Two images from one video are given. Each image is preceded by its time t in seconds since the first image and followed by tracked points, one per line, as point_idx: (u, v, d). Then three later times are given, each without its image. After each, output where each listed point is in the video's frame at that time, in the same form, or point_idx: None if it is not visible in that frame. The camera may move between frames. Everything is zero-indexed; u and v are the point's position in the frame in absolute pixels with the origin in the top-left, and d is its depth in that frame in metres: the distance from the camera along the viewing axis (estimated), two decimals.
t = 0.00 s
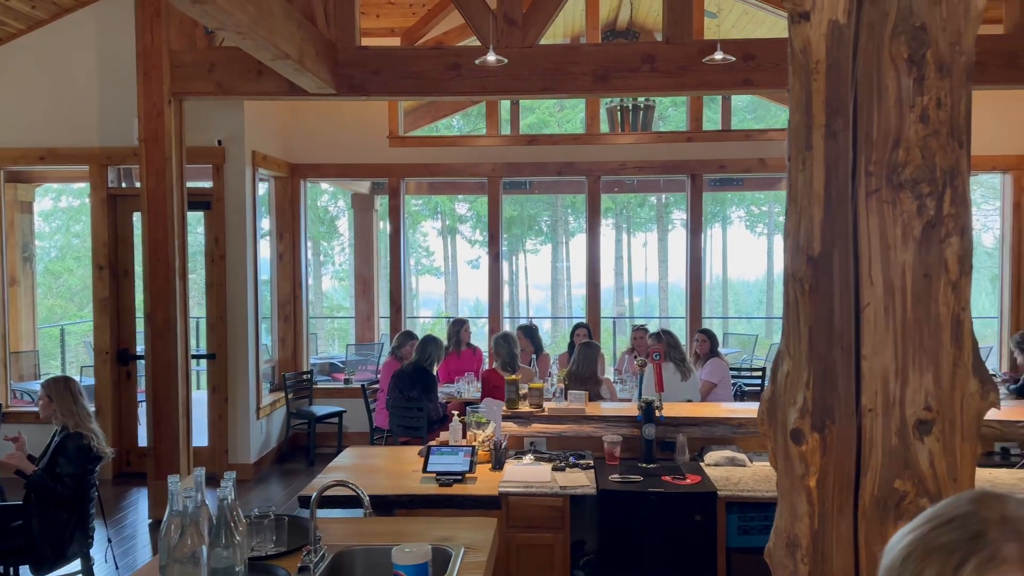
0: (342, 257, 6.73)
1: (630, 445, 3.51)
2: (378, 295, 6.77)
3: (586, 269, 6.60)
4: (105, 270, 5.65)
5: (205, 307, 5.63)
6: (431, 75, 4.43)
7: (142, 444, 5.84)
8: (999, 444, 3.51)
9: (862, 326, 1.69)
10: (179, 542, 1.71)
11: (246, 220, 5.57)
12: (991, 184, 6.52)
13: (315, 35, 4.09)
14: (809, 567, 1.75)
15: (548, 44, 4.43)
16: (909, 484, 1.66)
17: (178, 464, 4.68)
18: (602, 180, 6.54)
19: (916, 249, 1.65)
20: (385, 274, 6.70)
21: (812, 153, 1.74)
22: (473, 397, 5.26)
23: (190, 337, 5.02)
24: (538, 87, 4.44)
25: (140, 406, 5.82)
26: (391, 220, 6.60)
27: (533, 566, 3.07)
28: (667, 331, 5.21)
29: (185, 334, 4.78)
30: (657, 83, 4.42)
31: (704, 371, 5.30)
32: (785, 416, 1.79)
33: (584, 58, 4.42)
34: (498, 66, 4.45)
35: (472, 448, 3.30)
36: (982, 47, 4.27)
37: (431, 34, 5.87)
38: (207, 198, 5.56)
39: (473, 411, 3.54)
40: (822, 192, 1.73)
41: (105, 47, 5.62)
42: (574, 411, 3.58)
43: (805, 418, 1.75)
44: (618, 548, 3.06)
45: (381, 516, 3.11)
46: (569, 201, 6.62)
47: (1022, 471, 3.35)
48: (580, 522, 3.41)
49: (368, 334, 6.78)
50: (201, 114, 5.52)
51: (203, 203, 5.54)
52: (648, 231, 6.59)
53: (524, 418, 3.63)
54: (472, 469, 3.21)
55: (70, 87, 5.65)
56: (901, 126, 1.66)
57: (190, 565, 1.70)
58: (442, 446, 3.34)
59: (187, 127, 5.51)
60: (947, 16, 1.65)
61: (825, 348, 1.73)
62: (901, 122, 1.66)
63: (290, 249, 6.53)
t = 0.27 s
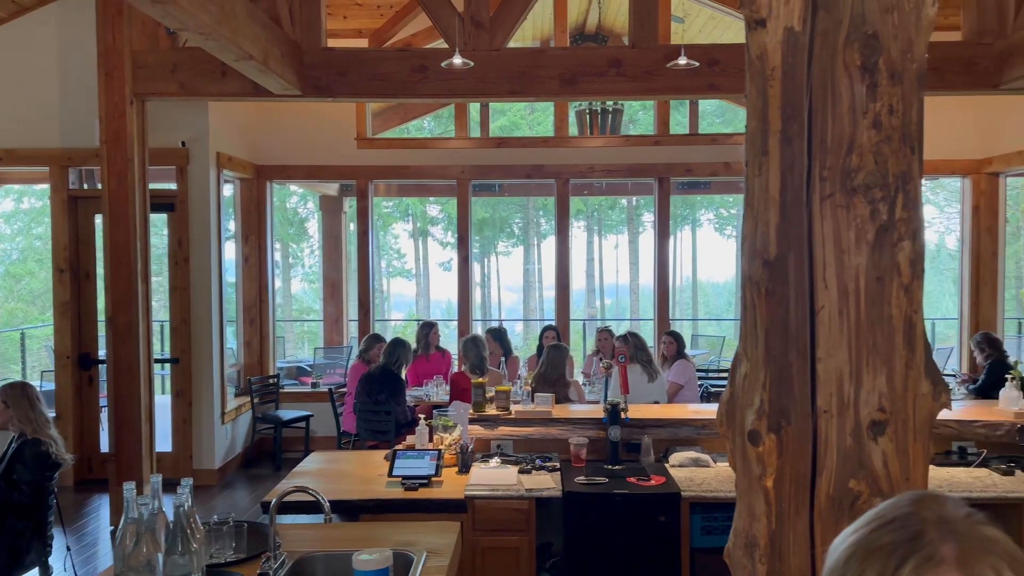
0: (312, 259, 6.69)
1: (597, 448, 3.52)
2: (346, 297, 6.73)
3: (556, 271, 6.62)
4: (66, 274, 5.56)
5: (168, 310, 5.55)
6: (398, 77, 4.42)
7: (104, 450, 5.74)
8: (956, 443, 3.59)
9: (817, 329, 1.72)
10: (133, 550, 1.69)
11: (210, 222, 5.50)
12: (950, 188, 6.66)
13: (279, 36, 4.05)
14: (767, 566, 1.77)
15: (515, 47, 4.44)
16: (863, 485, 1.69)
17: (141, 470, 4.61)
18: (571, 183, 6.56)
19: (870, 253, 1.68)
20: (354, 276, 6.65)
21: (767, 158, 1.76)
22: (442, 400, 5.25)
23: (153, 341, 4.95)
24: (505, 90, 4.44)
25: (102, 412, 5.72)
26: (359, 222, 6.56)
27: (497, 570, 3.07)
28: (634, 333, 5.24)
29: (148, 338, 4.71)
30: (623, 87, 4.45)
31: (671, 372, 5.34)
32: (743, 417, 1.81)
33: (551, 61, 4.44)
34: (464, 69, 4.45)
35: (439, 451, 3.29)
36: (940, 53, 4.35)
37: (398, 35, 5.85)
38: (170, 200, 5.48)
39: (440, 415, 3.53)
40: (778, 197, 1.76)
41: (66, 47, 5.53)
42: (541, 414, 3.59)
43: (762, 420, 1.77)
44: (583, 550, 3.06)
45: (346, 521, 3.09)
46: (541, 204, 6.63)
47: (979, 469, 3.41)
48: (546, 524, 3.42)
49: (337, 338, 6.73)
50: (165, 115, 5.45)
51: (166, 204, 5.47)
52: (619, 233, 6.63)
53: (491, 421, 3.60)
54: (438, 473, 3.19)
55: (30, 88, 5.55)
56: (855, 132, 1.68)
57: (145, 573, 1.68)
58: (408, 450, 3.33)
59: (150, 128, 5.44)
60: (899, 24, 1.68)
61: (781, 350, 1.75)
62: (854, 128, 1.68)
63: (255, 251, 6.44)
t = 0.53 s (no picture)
0: (276, 261, 6.63)
1: (560, 449, 3.53)
2: (311, 299, 6.67)
3: (522, 273, 6.63)
4: (20, 276, 5.43)
5: (127, 313, 5.46)
6: (361, 78, 4.39)
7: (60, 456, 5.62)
8: (910, 442, 3.66)
9: (769, 330, 1.75)
10: (82, 557, 1.67)
11: (169, 223, 5.42)
12: (907, 192, 6.80)
13: (239, 36, 4.01)
14: (722, 564, 1.80)
15: (478, 49, 4.44)
16: (814, 483, 1.72)
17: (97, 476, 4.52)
18: (536, 185, 6.58)
19: (820, 255, 1.71)
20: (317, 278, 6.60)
21: (721, 162, 1.78)
22: (406, 403, 5.23)
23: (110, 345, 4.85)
24: (469, 92, 4.44)
25: (58, 417, 5.60)
26: (323, 223, 6.50)
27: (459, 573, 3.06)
28: (599, 334, 5.27)
29: (105, 341, 4.62)
30: (586, 90, 4.47)
31: (635, 373, 5.38)
32: (698, 418, 1.83)
33: (515, 63, 4.44)
34: (427, 71, 4.44)
35: (401, 455, 3.28)
36: (896, 59, 4.44)
37: (361, 36, 5.81)
38: (128, 201, 5.39)
39: (403, 418, 3.55)
40: (731, 200, 1.78)
41: (20, 44, 5.41)
42: (504, 416, 3.59)
43: (717, 420, 1.79)
44: (546, 552, 3.06)
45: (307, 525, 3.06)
46: (509, 206, 6.63)
47: (933, 466, 3.49)
48: (509, 526, 3.42)
49: (301, 340, 6.67)
50: (123, 114, 5.36)
51: (124, 205, 5.38)
52: (587, 235, 6.66)
53: (455, 424, 3.57)
54: (400, 476, 3.19)
55: None
56: (805, 136, 1.72)
57: None
58: (369, 453, 3.32)
59: (107, 128, 5.34)
60: (848, 30, 1.72)
61: (734, 351, 1.77)
62: (804, 132, 1.72)
63: (216, 253, 6.36)
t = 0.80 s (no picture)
0: (235, 263, 6.55)
1: (518, 450, 3.54)
2: (269, 301, 6.60)
3: (483, 274, 6.62)
4: None
5: (79, 316, 5.34)
6: (319, 78, 4.36)
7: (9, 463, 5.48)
8: (862, 440, 3.72)
9: (718, 330, 1.77)
10: (24, 564, 1.66)
11: (122, 225, 5.32)
12: (861, 195, 6.94)
13: (193, 35, 3.95)
14: (673, 562, 1.82)
15: (437, 50, 4.43)
16: (761, 481, 1.74)
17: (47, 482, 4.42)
18: (498, 187, 6.58)
19: (767, 256, 1.74)
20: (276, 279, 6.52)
21: (671, 165, 1.80)
22: (366, 406, 5.19)
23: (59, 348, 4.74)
24: (429, 93, 4.44)
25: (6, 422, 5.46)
26: (281, 224, 6.43)
27: None
28: (559, 335, 5.30)
29: (55, 344, 4.52)
30: (545, 93, 4.49)
31: (595, 374, 5.41)
32: (649, 417, 1.85)
33: (474, 65, 4.44)
34: (386, 72, 4.42)
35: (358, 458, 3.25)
36: (848, 65, 4.53)
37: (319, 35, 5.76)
38: (79, 202, 5.28)
39: (361, 423, 3.59)
40: (680, 203, 1.81)
41: None
42: (463, 418, 3.58)
43: (667, 419, 1.81)
44: (503, 552, 3.07)
45: (262, 530, 3.03)
46: (472, 207, 6.63)
47: (882, 464, 3.56)
48: (467, 528, 3.42)
49: (260, 343, 6.59)
50: (74, 113, 5.26)
51: (75, 206, 5.27)
52: (550, 237, 6.69)
53: (415, 426, 3.55)
54: (356, 481, 3.17)
55: None
56: (751, 140, 1.75)
57: None
58: (326, 457, 3.29)
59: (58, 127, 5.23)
60: (794, 36, 1.75)
61: (684, 351, 1.80)
62: (751, 136, 1.75)
63: (171, 254, 6.26)
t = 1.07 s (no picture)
0: (191, 265, 6.45)
1: (475, 452, 3.54)
2: (224, 303, 6.50)
3: (443, 276, 6.60)
4: None
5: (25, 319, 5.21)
6: (274, 78, 4.31)
7: None
8: (812, 437, 3.79)
9: (666, 331, 1.80)
10: None
11: (71, 225, 5.20)
12: (814, 197, 7.08)
13: (144, 32, 3.88)
14: (624, 561, 1.84)
15: (394, 51, 4.41)
16: (709, 479, 1.77)
17: None
18: (457, 189, 6.57)
19: (714, 257, 1.77)
20: (232, 281, 6.43)
21: (620, 168, 1.82)
22: (322, 409, 5.13)
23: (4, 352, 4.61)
24: (385, 94, 4.42)
25: None
26: (237, 224, 6.34)
27: None
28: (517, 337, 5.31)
29: None
30: (502, 94, 4.50)
31: (554, 376, 5.43)
32: (600, 417, 1.86)
33: (432, 66, 4.44)
34: (341, 72, 4.38)
35: (312, 462, 3.23)
36: (800, 70, 4.61)
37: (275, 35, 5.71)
38: (25, 202, 5.15)
39: (315, 426, 3.53)
40: (630, 205, 1.82)
41: None
42: (419, 420, 3.56)
43: (618, 419, 1.83)
44: (459, 555, 3.06)
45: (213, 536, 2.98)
46: (433, 208, 6.60)
47: (833, 462, 3.64)
48: (423, 532, 3.41)
49: (215, 346, 6.48)
50: (20, 111, 5.13)
51: (22, 206, 5.14)
52: (512, 239, 6.71)
53: (370, 430, 3.51)
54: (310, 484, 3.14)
55: None
56: (698, 143, 1.77)
57: None
58: (279, 461, 3.26)
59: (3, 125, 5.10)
60: (739, 41, 1.78)
61: (634, 351, 1.81)
62: (698, 140, 1.77)
63: (121, 257, 6.18)
